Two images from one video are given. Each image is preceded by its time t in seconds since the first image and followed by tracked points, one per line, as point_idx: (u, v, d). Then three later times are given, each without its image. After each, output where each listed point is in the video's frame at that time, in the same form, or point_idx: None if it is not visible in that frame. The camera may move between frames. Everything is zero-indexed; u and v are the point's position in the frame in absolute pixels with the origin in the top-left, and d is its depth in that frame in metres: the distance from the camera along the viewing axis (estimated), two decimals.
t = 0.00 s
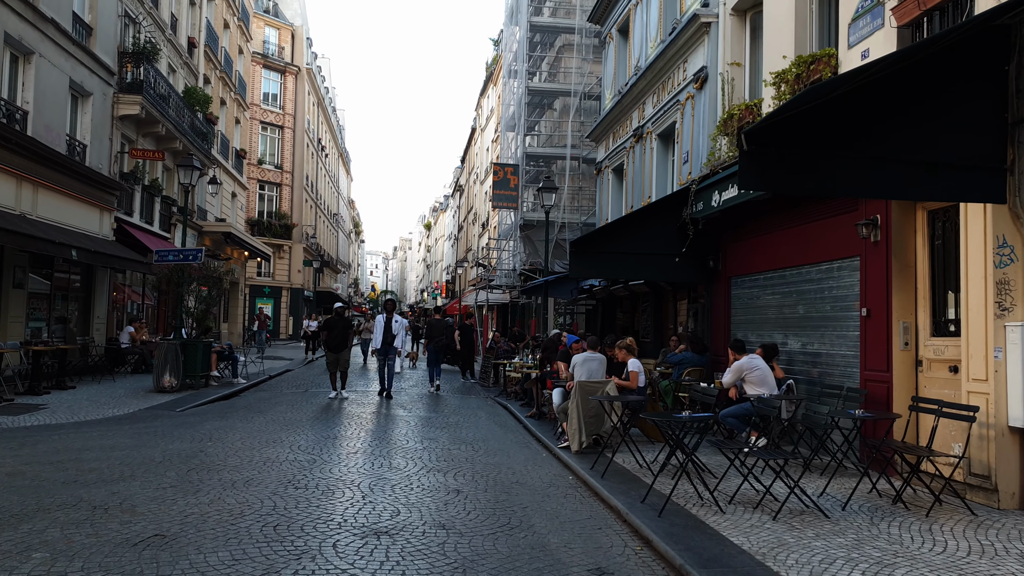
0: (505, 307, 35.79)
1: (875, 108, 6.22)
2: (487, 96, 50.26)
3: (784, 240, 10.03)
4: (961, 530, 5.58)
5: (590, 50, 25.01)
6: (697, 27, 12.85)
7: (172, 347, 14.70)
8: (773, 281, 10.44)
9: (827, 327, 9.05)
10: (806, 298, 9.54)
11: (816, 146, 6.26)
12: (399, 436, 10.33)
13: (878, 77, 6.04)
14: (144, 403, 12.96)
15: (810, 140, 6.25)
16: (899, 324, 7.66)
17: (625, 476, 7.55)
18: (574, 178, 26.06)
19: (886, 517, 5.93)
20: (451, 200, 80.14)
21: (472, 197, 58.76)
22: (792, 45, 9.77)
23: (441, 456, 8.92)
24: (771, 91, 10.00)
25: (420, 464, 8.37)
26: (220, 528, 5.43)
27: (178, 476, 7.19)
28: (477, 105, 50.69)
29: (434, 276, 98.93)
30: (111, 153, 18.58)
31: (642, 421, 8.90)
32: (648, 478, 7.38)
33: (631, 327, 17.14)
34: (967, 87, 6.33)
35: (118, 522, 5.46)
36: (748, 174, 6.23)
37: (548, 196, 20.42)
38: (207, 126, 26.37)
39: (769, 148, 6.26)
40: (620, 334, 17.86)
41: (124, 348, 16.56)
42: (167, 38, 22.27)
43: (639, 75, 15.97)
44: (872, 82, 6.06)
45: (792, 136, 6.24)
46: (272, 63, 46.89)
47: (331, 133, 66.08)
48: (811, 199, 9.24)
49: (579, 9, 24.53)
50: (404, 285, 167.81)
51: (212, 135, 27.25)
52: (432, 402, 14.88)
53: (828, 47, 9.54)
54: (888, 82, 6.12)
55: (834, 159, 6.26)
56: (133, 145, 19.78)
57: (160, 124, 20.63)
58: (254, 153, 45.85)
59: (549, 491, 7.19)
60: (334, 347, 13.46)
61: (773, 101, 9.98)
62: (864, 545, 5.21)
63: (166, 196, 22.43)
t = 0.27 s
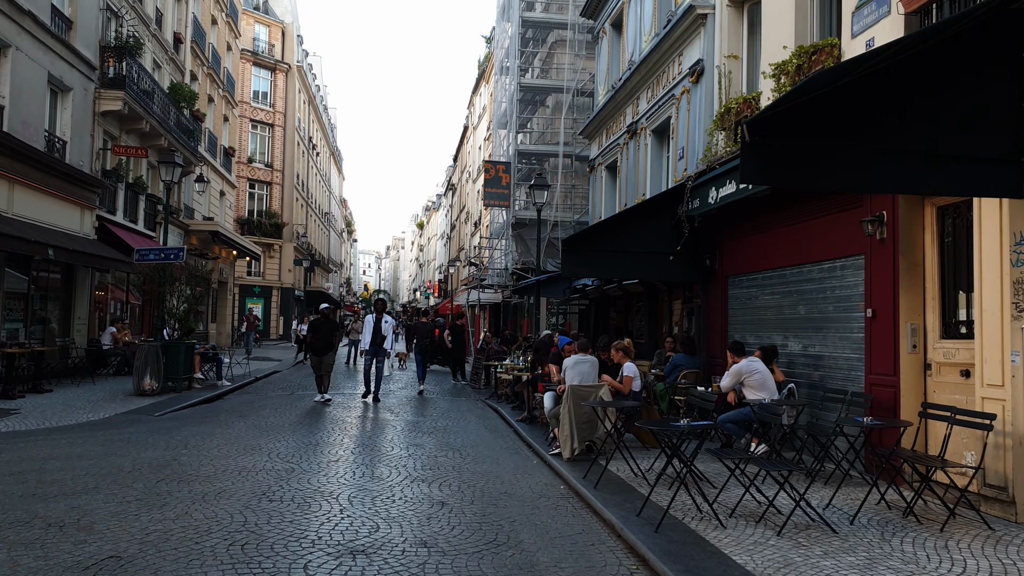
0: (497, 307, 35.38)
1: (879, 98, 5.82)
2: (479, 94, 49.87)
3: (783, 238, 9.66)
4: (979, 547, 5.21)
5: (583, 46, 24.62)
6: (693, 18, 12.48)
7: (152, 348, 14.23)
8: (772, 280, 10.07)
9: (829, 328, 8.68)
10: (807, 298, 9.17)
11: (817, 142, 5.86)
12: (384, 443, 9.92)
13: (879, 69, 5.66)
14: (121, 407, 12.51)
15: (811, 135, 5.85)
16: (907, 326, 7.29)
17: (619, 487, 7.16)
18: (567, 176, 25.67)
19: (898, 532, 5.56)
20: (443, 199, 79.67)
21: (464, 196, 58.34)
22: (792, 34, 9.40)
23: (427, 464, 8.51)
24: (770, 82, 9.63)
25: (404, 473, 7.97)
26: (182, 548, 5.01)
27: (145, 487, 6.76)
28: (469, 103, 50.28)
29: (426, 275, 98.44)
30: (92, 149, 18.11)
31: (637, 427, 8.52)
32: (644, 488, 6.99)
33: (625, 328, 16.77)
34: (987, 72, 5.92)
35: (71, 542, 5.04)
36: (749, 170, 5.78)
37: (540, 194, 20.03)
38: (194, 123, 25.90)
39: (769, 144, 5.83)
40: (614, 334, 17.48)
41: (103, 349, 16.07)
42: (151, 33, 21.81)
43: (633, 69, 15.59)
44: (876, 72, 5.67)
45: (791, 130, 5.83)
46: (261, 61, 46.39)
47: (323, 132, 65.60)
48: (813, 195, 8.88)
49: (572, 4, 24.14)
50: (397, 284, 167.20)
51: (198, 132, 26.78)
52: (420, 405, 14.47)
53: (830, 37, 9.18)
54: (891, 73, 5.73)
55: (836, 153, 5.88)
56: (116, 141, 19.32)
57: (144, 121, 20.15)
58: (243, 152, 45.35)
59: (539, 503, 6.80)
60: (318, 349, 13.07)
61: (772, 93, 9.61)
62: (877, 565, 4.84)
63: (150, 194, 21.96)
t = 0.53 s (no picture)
0: (491, 306, 35.02)
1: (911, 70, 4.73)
2: (474, 92, 49.50)
3: (785, 232, 9.31)
4: (1000, 557, 4.85)
5: (578, 41, 24.26)
6: (690, 6, 12.12)
7: (135, 347, 13.82)
8: (773, 275, 9.71)
9: (833, 324, 8.33)
10: (809, 294, 8.81)
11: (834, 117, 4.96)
12: (370, 444, 9.53)
13: (914, 41, 4.48)
14: (101, 408, 12.10)
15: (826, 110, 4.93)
16: (916, 322, 6.94)
17: (614, 491, 6.80)
18: (562, 172, 25.30)
19: (912, 541, 5.20)
20: (438, 198, 79.26)
21: (459, 194, 57.96)
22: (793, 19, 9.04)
23: (413, 467, 8.13)
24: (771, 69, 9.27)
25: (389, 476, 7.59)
26: (140, 562, 4.61)
27: (112, 492, 6.37)
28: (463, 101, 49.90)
29: (421, 275, 98.00)
30: (76, 144, 17.67)
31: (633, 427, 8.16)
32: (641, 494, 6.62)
33: (620, 326, 16.42)
34: None
35: (19, 555, 4.64)
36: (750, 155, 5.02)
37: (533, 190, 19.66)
38: (182, 119, 25.46)
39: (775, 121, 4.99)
40: (609, 333, 17.13)
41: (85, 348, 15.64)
42: (138, 26, 21.40)
43: (628, 61, 15.22)
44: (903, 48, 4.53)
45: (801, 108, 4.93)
46: (254, 58, 45.94)
47: (316, 131, 65.18)
48: (815, 186, 8.52)
49: None
50: (393, 284, 166.73)
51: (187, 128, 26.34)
52: (410, 405, 14.09)
53: (833, 21, 8.82)
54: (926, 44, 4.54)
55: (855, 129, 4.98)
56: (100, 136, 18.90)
57: (129, 116, 19.72)
58: (236, 150, 44.89)
59: (530, 509, 6.42)
60: (305, 348, 12.62)
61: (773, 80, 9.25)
62: None
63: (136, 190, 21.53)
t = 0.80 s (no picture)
0: (488, 306, 34.64)
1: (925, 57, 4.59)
2: (471, 90, 49.08)
3: (793, 230, 8.94)
4: None
5: (577, 37, 23.87)
6: None
7: (120, 349, 13.41)
8: (779, 276, 9.35)
9: (842, 327, 7.98)
10: (818, 296, 8.45)
11: (846, 106, 4.77)
12: (360, 451, 9.14)
13: (925, 28, 4.37)
14: (83, 410, 11.69)
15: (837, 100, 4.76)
16: (934, 324, 6.57)
17: (615, 504, 6.41)
18: (561, 171, 24.92)
19: (936, 560, 4.84)
20: (435, 198, 78.77)
21: (457, 193, 57.51)
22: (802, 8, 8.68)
23: (404, 477, 7.75)
24: (778, 60, 8.90)
25: (377, 487, 7.20)
26: None
27: (82, 503, 5.98)
28: (461, 99, 49.47)
29: (419, 275, 97.52)
30: (63, 139, 17.27)
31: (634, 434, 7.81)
32: (643, 508, 6.25)
33: (619, 327, 16.04)
34: None
35: None
36: (761, 146, 4.80)
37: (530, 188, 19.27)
38: (174, 116, 25.04)
39: (786, 111, 4.79)
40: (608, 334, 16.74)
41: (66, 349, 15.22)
42: (128, 20, 21.01)
43: (628, 55, 14.86)
44: (916, 34, 4.41)
45: (811, 96, 4.75)
46: (249, 55, 45.49)
47: (313, 129, 64.74)
48: (825, 182, 8.18)
49: None
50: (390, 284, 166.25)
51: (179, 124, 25.90)
52: (404, 408, 13.71)
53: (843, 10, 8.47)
54: (938, 31, 4.42)
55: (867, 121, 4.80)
56: (89, 132, 18.50)
57: (119, 111, 19.30)
58: (231, 148, 44.43)
59: (525, 522, 6.06)
60: (295, 349, 12.18)
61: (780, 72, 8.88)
62: None
63: (126, 187, 21.12)
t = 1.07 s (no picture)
0: (487, 306, 34.28)
1: (954, 31, 4.27)
2: (470, 88, 48.73)
3: (805, 224, 8.59)
4: None
5: (576, 32, 23.54)
6: None
7: (109, 347, 13.05)
8: (789, 270, 8.99)
9: (857, 322, 7.64)
10: (831, 290, 8.08)
11: (875, 84, 4.35)
12: (354, 453, 8.78)
13: None
14: (69, 411, 11.32)
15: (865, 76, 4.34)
16: (958, 318, 6.23)
17: (623, 509, 6.06)
18: (560, 168, 24.58)
19: (971, 571, 4.50)
20: (433, 197, 78.39)
21: (455, 192, 57.13)
22: None
23: (399, 479, 7.40)
24: (789, 45, 8.56)
25: (371, 491, 6.85)
26: None
27: (56, 508, 5.61)
28: (459, 97, 49.14)
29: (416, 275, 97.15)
30: (53, 134, 16.92)
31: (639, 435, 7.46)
32: (652, 513, 5.90)
33: (621, 325, 15.71)
34: None
35: None
36: (782, 126, 4.36)
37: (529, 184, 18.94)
38: (168, 112, 24.69)
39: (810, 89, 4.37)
40: (609, 332, 16.41)
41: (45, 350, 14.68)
42: (120, 14, 20.64)
43: (629, 47, 14.52)
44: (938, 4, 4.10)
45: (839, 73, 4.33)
46: (246, 53, 45.14)
47: (311, 128, 64.36)
48: (840, 171, 7.82)
49: None
50: (389, 284, 165.83)
51: (174, 121, 25.55)
52: (401, 408, 13.37)
53: None
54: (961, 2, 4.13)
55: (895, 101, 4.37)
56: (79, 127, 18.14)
57: (111, 106, 18.96)
58: (227, 146, 44.08)
59: (528, 528, 5.71)
60: (289, 350, 11.77)
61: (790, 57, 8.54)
62: None
63: (118, 183, 20.76)
